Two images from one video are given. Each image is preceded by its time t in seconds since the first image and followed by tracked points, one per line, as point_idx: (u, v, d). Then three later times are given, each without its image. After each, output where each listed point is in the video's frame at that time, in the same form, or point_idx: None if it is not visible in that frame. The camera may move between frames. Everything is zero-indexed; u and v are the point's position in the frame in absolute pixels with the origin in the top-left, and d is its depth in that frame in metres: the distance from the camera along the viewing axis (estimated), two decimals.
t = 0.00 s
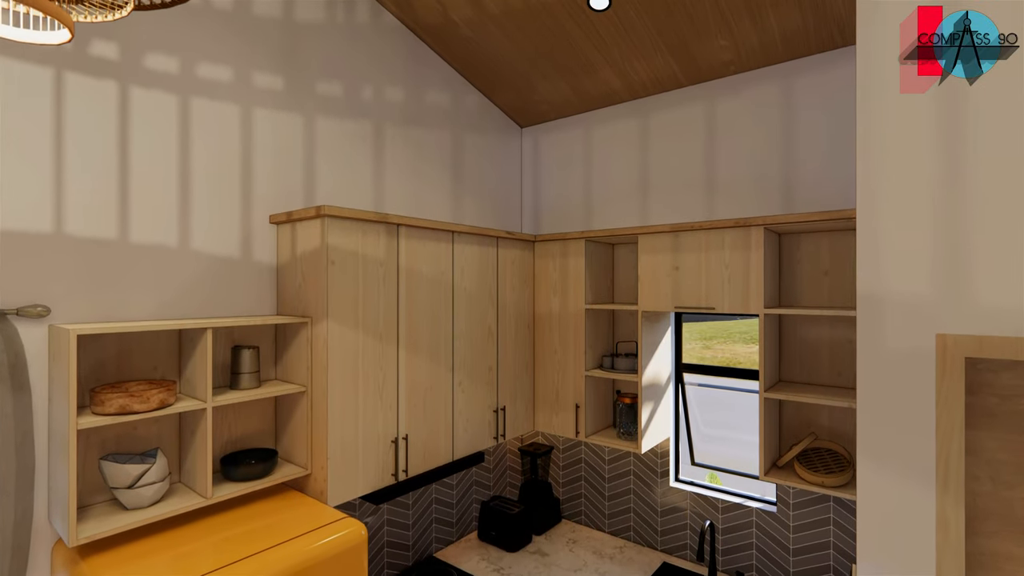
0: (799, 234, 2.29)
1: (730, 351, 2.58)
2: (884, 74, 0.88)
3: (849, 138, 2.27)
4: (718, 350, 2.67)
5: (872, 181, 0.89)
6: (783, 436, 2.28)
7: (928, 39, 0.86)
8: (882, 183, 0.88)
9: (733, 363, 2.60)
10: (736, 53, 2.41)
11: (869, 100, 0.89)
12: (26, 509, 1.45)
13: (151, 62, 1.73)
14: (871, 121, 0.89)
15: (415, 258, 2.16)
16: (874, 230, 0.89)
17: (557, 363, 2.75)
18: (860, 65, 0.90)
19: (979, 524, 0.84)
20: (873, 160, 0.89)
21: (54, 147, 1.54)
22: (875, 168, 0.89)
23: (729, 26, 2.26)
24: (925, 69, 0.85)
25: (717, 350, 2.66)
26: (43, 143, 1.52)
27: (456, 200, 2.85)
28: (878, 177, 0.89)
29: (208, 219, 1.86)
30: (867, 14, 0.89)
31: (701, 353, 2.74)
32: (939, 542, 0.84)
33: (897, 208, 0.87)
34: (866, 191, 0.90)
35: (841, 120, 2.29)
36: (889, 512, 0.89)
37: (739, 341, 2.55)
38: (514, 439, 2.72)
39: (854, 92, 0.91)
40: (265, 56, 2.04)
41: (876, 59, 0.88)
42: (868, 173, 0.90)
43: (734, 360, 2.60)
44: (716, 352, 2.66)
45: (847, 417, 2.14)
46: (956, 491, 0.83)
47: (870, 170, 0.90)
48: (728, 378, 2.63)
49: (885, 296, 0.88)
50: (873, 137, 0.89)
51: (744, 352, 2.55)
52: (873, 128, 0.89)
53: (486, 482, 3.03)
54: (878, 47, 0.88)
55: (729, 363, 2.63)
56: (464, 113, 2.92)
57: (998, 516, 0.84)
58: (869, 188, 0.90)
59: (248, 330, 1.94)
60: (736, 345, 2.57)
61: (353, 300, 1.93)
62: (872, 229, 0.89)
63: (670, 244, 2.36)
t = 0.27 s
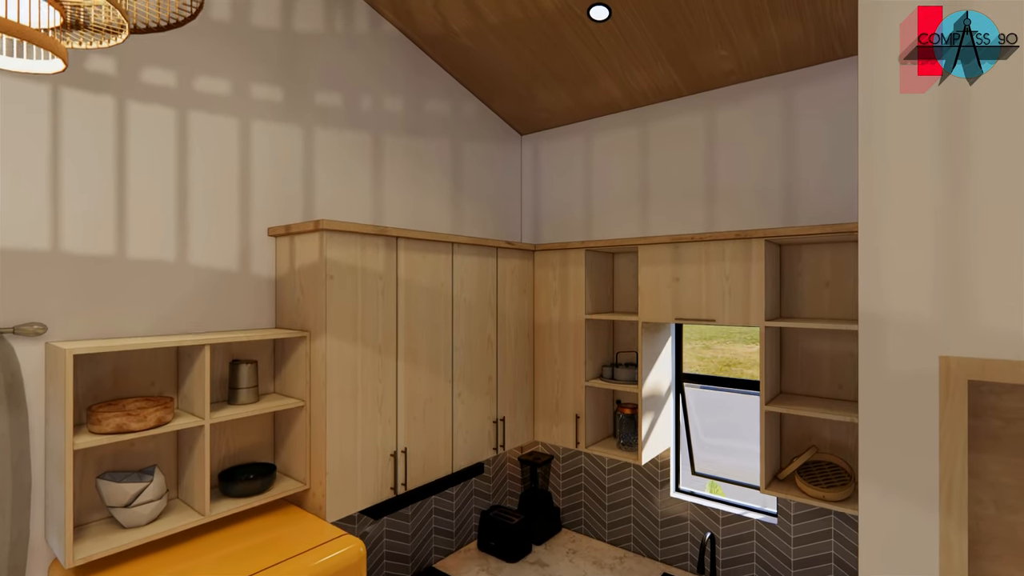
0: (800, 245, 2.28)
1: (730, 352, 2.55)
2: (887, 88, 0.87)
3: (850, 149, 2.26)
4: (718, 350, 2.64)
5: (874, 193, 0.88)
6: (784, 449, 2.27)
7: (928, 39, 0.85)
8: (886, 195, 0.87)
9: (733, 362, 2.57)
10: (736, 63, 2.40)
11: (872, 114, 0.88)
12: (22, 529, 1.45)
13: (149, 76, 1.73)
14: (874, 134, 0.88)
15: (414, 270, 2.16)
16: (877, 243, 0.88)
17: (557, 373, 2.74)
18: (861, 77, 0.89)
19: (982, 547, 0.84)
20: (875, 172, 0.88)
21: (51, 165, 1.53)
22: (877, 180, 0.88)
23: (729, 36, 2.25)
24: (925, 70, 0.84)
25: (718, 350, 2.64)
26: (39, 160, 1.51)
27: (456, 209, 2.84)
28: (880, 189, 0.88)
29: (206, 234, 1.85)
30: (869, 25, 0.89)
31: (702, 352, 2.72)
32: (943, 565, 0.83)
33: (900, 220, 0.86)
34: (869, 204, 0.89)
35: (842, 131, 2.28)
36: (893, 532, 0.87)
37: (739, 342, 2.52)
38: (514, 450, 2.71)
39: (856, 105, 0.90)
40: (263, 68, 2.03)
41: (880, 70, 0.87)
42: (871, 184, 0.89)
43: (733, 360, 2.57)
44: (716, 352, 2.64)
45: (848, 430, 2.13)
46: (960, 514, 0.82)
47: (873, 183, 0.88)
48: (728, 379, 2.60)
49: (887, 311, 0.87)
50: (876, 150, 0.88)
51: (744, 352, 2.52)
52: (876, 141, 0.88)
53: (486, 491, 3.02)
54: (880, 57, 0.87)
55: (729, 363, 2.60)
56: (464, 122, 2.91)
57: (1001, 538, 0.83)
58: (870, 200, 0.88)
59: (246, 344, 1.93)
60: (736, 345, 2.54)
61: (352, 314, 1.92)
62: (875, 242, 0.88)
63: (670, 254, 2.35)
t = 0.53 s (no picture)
0: (801, 256, 2.26)
1: (730, 351, 2.55)
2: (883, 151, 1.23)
3: (852, 160, 2.25)
4: (718, 350, 2.63)
5: (880, 227, 1.24)
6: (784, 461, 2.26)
7: (928, 39, 1.18)
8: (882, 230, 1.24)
9: (733, 362, 2.56)
10: (737, 73, 2.39)
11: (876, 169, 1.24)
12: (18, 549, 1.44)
13: (146, 90, 1.72)
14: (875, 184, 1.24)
15: (413, 283, 2.15)
16: (883, 265, 1.24)
17: (557, 383, 2.73)
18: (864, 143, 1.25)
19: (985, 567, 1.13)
20: (879, 211, 1.24)
21: (47, 181, 1.52)
22: (879, 218, 1.24)
23: (730, 47, 2.24)
24: (925, 69, 1.18)
25: (718, 350, 2.63)
26: (36, 177, 1.50)
27: (455, 218, 2.83)
28: (882, 224, 1.24)
29: (203, 247, 1.84)
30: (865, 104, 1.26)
31: (700, 353, 2.70)
32: None
33: (900, 248, 1.22)
34: (874, 235, 1.25)
35: (844, 141, 2.27)
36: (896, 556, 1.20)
37: (739, 341, 2.52)
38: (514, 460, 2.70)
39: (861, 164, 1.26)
40: (262, 79, 2.02)
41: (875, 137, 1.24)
42: (873, 222, 1.25)
43: (733, 361, 2.56)
44: (716, 352, 2.62)
45: (849, 443, 2.12)
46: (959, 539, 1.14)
47: (873, 221, 1.25)
48: (728, 379, 2.58)
49: (892, 334, 1.22)
50: (874, 196, 1.25)
51: (744, 352, 2.52)
52: (875, 189, 1.24)
53: (485, 501, 3.00)
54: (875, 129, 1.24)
55: (729, 363, 2.59)
56: (464, 130, 2.90)
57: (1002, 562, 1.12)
58: (878, 234, 1.24)
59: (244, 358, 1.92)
60: (736, 345, 2.55)
61: (351, 329, 1.91)
62: (880, 266, 1.24)
63: (671, 265, 2.35)
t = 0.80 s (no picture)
0: (802, 267, 2.25)
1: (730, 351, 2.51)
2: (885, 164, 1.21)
3: (853, 170, 2.23)
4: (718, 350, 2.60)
5: (881, 241, 1.22)
6: (786, 474, 2.25)
7: (928, 38, 1.16)
8: (884, 245, 1.22)
9: (733, 362, 2.52)
10: (738, 82, 2.38)
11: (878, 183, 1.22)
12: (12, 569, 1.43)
13: (142, 103, 1.70)
14: (876, 197, 1.22)
15: (412, 295, 2.13)
16: (884, 281, 1.22)
17: (557, 393, 2.71)
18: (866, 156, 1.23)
19: None
20: (881, 226, 1.22)
21: (43, 197, 1.51)
22: (880, 233, 1.22)
23: (731, 56, 2.23)
24: (925, 69, 1.16)
25: (718, 350, 2.60)
26: (31, 193, 1.49)
27: (455, 227, 2.82)
28: (884, 239, 1.22)
29: (201, 261, 1.83)
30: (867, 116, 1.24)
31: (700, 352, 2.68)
32: None
33: (903, 263, 1.20)
34: (876, 250, 1.23)
35: (846, 151, 2.25)
36: None
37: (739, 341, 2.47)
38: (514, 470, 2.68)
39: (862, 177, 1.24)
40: (260, 90, 2.01)
41: (877, 149, 1.22)
42: (875, 236, 1.23)
43: (734, 361, 2.52)
44: (717, 352, 2.59)
45: (850, 456, 2.11)
46: (965, 564, 1.13)
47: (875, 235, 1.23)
48: (728, 379, 2.55)
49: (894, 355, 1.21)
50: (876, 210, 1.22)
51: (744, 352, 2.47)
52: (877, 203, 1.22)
53: (485, 510, 2.99)
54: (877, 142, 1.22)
55: (730, 363, 2.55)
56: (464, 137, 2.88)
57: None
58: (880, 249, 1.22)
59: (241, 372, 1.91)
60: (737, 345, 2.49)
61: (349, 342, 1.89)
62: (882, 282, 1.22)
63: (671, 276, 2.33)
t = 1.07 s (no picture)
0: (803, 278, 2.24)
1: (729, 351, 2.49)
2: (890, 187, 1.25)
3: (855, 180, 2.22)
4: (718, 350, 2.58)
5: (885, 262, 1.25)
6: (787, 486, 2.23)
7: (928, 38, 1.20)
8: (888, 265, 1.24)
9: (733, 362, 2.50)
10: (739, 91, 2.36)
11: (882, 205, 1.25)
12: None
13: (139, 116, 1.69)
14: (881, 218, 1.26)
15: (411, 306, 2.12)
16: (889, 300, 1.24)
17: (557, 402, 2.70)
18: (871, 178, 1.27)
19: None
20: (884, 246, 1.25)
21: (37, 213, 1.50)
22: (884, 253, 1.25)
23: (732, 66, 2.21)
24: (925, 69, 1.20)
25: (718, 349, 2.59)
26: (25, 209, 1.48)
27: (454, 235, 2.80)
28: (888, 259, 1.25)
29: (197, 275, 1.81)
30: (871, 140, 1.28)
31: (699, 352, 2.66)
32: None
33: (907, 283, 1.22)
34: (880, 270, 1.25)
35: (847, 161, 2.24)
36: None
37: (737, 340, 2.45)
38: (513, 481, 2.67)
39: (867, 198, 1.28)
40: (257, 101, 1.99)
41: (882, 171, 1.26)
42: (879, 256, 1.26)
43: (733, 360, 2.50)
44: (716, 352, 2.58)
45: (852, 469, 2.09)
46: None
47: (880, 255, 1.26)
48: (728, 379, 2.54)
49: (899, 376, 1.23)
50: (881, 231, 1.26)
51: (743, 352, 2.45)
52: (882, 224, 1.25)
53: (485, 519, 2.97)
54: (882, 164, 1.26)
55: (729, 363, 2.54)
56: (463, 145, 2.86)
57: None
58: (884, 269, 1.25)
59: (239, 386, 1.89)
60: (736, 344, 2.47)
61: (347, 356, 1.88)
62: (886, 302, 1.25)
63: (671, 286, 2.32)
